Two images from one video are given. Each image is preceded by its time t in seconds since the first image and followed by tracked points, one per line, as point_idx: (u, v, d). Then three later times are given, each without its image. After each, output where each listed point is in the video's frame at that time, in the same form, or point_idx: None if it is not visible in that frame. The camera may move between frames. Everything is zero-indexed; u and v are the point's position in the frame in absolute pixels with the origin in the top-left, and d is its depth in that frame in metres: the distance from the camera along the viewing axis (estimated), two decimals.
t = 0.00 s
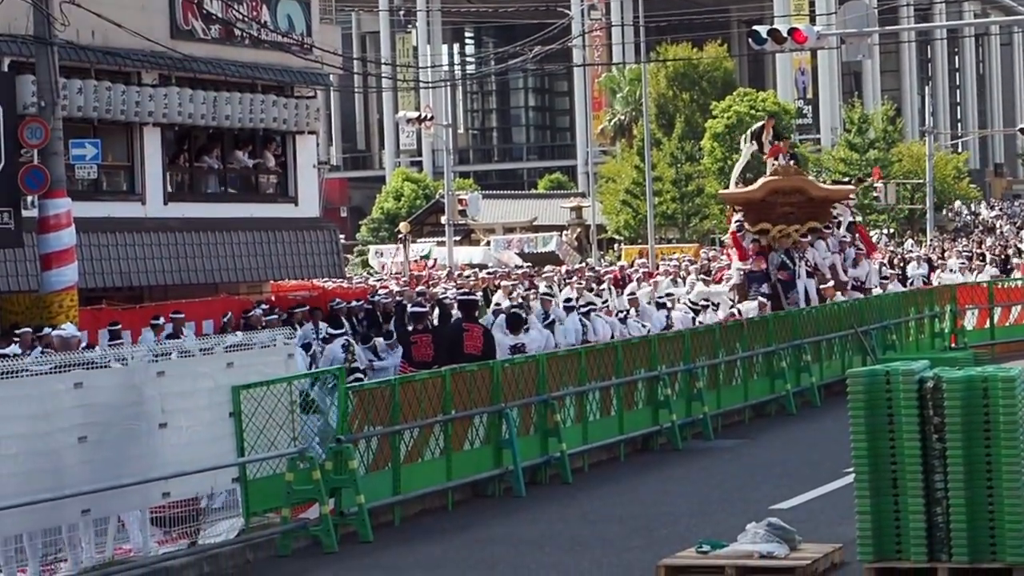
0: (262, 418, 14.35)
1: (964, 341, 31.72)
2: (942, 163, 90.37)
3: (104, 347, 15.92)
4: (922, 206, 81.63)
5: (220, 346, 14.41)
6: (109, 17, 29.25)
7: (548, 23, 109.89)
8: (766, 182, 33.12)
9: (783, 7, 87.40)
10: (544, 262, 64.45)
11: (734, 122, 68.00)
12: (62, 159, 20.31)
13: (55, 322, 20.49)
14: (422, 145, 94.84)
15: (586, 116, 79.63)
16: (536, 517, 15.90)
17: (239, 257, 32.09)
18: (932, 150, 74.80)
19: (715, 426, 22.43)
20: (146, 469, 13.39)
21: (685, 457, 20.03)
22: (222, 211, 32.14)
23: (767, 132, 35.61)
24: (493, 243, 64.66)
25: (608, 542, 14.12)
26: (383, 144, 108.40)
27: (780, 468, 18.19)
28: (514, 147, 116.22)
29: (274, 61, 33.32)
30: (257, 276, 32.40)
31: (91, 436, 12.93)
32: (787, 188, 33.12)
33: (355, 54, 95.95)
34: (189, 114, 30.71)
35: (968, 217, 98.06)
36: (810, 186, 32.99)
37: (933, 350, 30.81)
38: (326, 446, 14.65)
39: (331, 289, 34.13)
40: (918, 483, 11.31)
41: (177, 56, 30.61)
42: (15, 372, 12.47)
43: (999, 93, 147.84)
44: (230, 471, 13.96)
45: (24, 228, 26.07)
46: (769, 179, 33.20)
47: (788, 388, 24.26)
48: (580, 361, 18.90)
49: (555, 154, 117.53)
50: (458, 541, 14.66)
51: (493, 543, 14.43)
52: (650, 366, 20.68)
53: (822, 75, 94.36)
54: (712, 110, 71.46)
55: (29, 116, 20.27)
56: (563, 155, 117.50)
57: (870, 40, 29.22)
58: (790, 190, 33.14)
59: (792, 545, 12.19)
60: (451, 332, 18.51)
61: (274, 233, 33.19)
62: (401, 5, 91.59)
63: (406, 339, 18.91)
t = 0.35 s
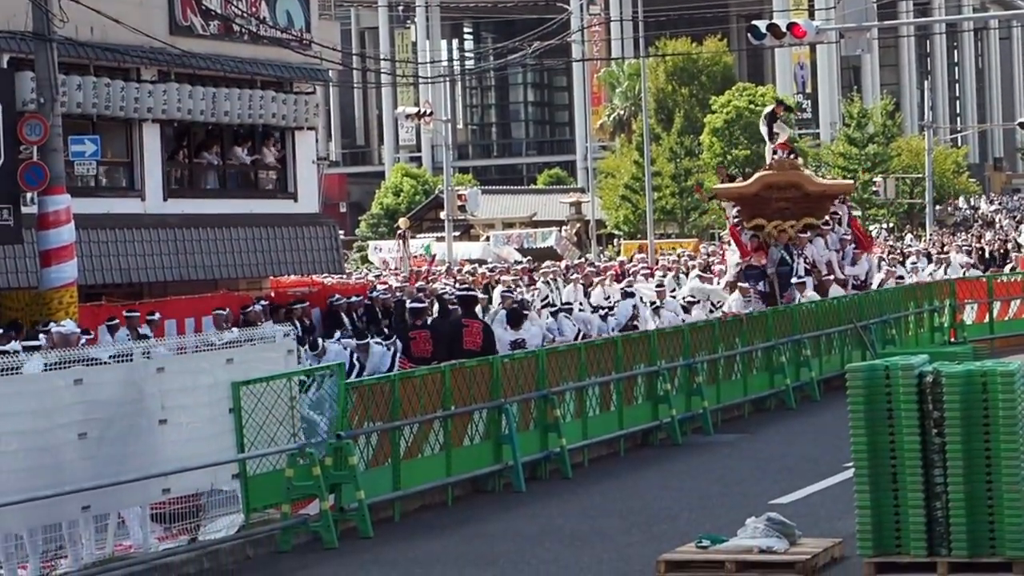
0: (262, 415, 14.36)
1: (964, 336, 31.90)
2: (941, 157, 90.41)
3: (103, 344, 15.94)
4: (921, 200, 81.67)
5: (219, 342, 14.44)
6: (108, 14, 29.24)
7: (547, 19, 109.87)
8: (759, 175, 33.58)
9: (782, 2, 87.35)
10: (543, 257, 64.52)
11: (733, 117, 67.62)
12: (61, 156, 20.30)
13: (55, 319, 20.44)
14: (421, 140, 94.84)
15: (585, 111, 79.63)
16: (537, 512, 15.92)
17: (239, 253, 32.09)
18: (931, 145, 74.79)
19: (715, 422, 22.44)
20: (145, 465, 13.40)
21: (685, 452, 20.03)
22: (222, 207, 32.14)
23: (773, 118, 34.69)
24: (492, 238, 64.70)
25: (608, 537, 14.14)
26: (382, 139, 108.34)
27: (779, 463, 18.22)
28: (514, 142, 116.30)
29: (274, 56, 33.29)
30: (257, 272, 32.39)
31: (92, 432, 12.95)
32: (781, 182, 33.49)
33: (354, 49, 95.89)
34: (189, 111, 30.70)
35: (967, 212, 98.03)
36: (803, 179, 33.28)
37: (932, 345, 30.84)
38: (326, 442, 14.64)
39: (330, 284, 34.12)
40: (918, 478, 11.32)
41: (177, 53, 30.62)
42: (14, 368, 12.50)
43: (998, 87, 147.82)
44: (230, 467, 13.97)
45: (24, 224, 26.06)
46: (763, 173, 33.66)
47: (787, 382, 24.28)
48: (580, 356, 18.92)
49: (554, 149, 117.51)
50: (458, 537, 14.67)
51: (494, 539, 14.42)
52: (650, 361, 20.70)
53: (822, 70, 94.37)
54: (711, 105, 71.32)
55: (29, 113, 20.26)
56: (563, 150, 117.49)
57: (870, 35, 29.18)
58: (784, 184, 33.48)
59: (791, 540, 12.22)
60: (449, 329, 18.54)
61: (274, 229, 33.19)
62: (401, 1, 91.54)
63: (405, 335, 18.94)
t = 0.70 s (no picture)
0: (271, 415, 14.39)
1: (972, 334, 31.86)
2: (949, 155, 90.32)
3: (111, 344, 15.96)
4: (929, 199, 81.59)
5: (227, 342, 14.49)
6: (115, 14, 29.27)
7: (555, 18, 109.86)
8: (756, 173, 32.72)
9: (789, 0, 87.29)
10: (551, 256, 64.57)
11: (740, 117, 68.06)
12: (69, 156, 20.30)
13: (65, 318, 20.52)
14: (429, 140, 94.89)
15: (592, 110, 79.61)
16: (546, 511, 15.92)
17: (247, 252, 32.14)
18: (938, 144, 74.82)
19: (723, 420, 22.43)
20: (154, 465, 13.41)
21: (694, 451, 20.02)
22: (230, 206, 32.19)
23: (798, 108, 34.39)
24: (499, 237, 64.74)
25: (617, 537, 14.13)
26: (390, 138, 108.32)
27: (788, 462, 18.21)
28: (521, 141, 116.27)
29: (280, 56, 33.32)
30: (265, 271, 32.41)
31: (100, 432, 12.98)
32: (778, 179, 32.64)
33: (361, 48, 95.89)
34: (196, 110, 30.73)
35: (974, 211, 98.04)
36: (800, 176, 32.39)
37: (940, 343, 30.82)
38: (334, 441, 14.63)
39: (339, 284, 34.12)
40: (927, 476, 11.32)
41: (184, 52, 30.69)
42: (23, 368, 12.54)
43: (1006, 86, 147.66)
44: (239, 467, 13.99)
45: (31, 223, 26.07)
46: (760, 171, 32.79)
47: (795, 381, 24.28)
48: (588, 356, 18.93)
49: (562, 148, 117.45)
50: (467, 536, 14.68)
51: (502, 539, 14.42)
52: (658, 360, 20.70)
53: (829, 69, 94.31)
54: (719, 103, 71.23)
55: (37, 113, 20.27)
56: (570, 149, 117.43)
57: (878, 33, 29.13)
58: (781, 182, 32.64)
59: (799, 538, 12.22)
60: (457, 327, 18.58)
61: (282, 228, 33.22)
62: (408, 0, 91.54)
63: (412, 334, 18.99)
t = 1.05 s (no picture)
0: (285, 419, 14.41)
1: (987, 337, 31.75)
2: (964, 159, 90.13)
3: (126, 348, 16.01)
4: (944, 202, 81.41)
5: (242, 346, 14.52)
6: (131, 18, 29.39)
7: (570, 21, 109.85)
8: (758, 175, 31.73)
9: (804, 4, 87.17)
10: (566, 260, 64.59)
11: (755, 119, 67.92)
12: (84, 160, 20.36)
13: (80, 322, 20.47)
14: (444, 143, 94.98)
15: (607, 114, 79.55)
16: (560, 515, 15.91)
17: (263, 256, 32.21)
18: (952, 148, 74.77)
19: (738, 424, 22.40)
20: (169, 469, 13.45)
21: (709, 454, 20.00)
22: (245, 210, 32.26)
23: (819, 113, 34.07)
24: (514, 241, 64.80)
25: (632, 540, 14.12)
26: (405, 142, 108.38)
27: (803, 465, 18.18)
28: (536, 145, 116.32)
29: (295, 60, 33.38)
30: (281, 275, 32.45)
31: (116, 436, 12.99)
32: (781, 180, 31.62)
33: (376, 52, 95.96)
34: (211, 115, 30.80)
35: (989, 214, 97.89)
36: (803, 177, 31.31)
37: (955, 347, 30.74)
38: (349, 446, 14.62)
39: (354, 288, 34.15)
40: (941, 480, 11.29)
41: (199, 57, 30.81)
42: (39, 373, 12.57)
43: (1021, 88, 147.34)
44: (253, 471, 14.01)
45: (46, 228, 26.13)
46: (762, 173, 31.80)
47: (810, 384, 24.21)
48: (603, 359, 18.93)
49: (577, 152, 117.37)
50: (482, 540, 14.69)
51: (517, 543, 14.42)
52: (672, 363, 20.69)
53: (844, 73, 94.18)
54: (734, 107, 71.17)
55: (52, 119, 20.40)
56: (586, 153, 117.35)
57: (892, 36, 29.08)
58: (785, 183, 31.60)
59: (815, 542, 12.21)
60: (471, 332, 18.61)
61: (298, 232, 33.27)
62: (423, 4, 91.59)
63: (428, 339, 19.00)
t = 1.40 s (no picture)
0: (292, 423, 14.42)
1: (994, 340, 31.74)
2: (970, 161, 90.08)
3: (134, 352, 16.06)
4: (950, 205, 81.36)
5: (249, 350, 14.54)
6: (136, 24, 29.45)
7: (575, 24, 109.88)
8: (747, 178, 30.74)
9: (810, 6, 87.14)
10: (572, 263, 64.59)
11: (761, 123, 68.44)
12: (90, 165, 20.33)
13: (84, 328, 20.58)
14: (449, 148, 95.05)
15: (613, 117, 79.53)
16: (566, 519, 15.91)
17: (269, 261, 32.28)
18: (957, 150, 74.77)
19: (744, 427, 22.38)
20: (176, 473, 13.47)
21: (716, 458, 19.98)
22: (251, 215, 32.32)
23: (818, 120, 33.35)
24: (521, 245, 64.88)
25: (639, 544, 14.11)
26: (411, 146, 108.44)
27: (810, 468, 18.17)
28: (541, 149, 116.35)
29: (300, 64, 33.41)
30: (287, 280, 32.49)
31: (122, 441, 13.01)
32: (771, 183, 30.63)
33: (382, 56, 96.01)
34: (217, 119, 30.83)
35: (995, 216, 97.90)
36: (794, 180, 30.34)
37: (961, 350, 30.73)
38: (355, 450, 14.63)
39: (360, 292, 34.17)
40: (947, 482, 11.28)
41: (204, 62, 30.86)
42: (47, 378, 12.59)
43: None
44: (259, 476, 14.03)
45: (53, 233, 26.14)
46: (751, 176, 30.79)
47: (817, 387, 24.18)
48: (609, 363, 18.92)
49: (582, 155, 117.34)
50: (488, 544, 14.69)
51: (523, 546, 14.42)
52: (679, 366, 20.68)
53: (850, 76, 94.19)
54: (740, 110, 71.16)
55: (59, 123, 20.20)
56: (591, 156, 117.33)
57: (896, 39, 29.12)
58: (775, 186, 30.62)
59: (821, 545, 12.21)
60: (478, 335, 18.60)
61: (304, 237, 33.31)
62: (429, 8, 91.65)
63: (433, 342, 19.05)
